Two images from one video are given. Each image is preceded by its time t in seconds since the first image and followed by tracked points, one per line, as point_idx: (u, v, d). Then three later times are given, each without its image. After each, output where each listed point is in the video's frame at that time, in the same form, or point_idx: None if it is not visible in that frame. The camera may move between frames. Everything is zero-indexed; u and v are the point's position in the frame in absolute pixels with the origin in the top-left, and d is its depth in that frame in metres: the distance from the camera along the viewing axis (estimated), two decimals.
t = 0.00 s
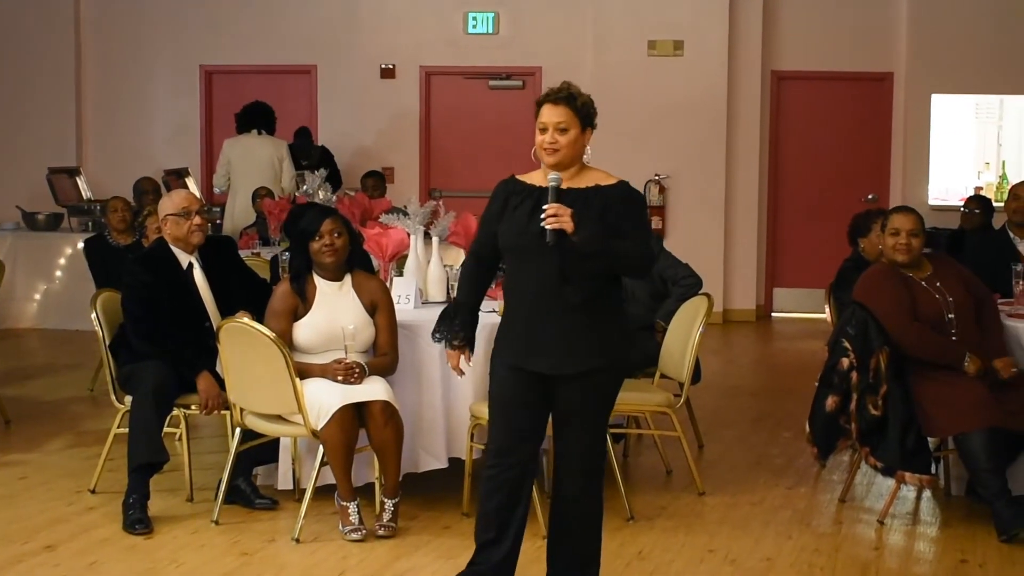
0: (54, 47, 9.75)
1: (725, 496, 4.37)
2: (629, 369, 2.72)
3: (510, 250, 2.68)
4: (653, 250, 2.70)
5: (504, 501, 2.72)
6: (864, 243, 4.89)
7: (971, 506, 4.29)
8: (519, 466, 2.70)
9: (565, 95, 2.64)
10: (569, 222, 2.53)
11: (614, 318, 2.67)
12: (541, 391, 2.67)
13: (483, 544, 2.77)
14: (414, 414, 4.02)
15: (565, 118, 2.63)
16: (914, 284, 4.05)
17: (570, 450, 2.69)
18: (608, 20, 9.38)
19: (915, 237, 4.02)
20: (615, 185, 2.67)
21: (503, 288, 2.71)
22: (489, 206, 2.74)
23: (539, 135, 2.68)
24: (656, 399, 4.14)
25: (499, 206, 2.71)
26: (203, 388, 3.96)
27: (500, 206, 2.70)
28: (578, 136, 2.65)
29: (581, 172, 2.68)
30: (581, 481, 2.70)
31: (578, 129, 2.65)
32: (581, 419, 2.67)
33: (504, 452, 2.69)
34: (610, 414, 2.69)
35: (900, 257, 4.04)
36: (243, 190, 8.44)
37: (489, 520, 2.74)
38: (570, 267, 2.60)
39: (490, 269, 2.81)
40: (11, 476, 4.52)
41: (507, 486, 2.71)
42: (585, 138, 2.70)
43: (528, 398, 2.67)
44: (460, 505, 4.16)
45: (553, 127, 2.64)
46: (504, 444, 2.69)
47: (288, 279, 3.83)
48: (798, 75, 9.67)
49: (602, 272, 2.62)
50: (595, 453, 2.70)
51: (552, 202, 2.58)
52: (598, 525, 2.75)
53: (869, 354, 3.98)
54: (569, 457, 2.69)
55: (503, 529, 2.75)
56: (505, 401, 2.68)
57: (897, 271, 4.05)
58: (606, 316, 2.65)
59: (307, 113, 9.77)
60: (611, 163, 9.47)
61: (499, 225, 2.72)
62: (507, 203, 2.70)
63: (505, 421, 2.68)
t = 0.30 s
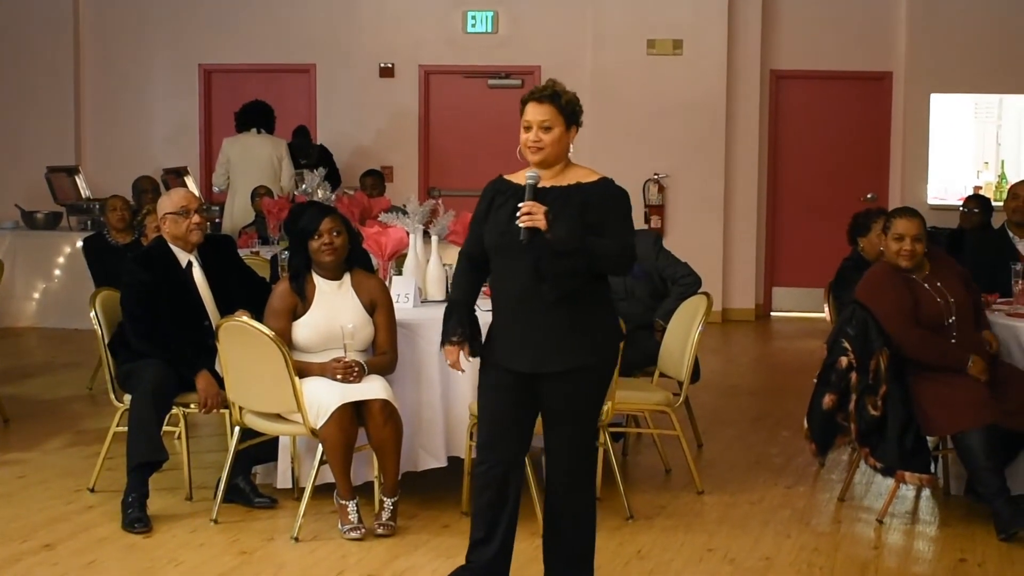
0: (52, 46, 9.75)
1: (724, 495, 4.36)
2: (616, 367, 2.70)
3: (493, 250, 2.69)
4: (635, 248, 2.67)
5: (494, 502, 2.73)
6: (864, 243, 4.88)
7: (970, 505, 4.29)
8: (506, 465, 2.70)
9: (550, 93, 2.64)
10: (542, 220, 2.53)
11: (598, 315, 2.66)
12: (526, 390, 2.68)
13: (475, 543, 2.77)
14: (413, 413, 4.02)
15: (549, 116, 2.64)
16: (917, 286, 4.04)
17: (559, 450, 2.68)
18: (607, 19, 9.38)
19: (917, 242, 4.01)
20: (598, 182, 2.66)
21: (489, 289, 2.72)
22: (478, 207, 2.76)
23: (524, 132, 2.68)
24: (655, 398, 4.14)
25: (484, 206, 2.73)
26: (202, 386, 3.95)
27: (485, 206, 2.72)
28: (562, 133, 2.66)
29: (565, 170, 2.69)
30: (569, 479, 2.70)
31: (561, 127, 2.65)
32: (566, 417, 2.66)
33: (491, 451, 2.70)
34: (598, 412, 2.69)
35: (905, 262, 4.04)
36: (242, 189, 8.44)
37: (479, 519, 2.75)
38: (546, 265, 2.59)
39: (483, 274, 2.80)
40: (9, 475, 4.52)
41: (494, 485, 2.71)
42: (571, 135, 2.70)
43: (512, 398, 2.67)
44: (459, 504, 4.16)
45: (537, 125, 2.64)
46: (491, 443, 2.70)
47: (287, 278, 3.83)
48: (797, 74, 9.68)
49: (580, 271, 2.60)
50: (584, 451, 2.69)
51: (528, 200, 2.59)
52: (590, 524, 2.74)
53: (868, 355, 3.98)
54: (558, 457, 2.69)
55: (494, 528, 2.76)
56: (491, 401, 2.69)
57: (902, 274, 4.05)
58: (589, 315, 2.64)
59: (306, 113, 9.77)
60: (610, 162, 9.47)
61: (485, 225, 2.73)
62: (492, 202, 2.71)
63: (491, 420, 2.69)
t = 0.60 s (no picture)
0: (53, 44, 9.74)
1: (723, 495, 4.36)
2: (605, 364, 2.70)
3: (478, 248, 2.70)
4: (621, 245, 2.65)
5: (487, 500, 2.73)
6: (864, 243, 4.87)
7: (970, 505, 4.29)
8: (499, 464, 2.70)
9: (535, 91, 2.65)
10: (524, 215, 2.53)
11: (584, 312, 2.66)
12: (517, 388, 2.68)
13: (470, 543, 2.77)
14: (413, 413, 4.02)
15: (534, 113, 2.64)
16: (922, 290, 4.04)
17: (550, 448, 2.68)
18: (607, 19, 9.38)
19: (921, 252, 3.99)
20: (581, 179, 2.66)
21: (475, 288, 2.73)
22: (464, 207, 2.78)
23: (510, 131, 2.69)
24: (654, 398, 4.14)
25: (471, 206, 2.75)
26: (202, 385, 3.95)
27: (472, 206, 2.74)
28: (548, 131, 2.66)
29: (550, 168, 2.69)
30: (563, 478, 2.69)
31: (546, 124, 2.66)
32: (555, 415, 2.66)
33: (483, 448, 2.70)
34: (588, 409, 2.68)
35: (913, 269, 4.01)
36: (242, 188, 8.44)
37: (474, 519, 2.75)
38: (529, 261, 2.60)
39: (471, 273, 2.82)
40: (8, 473, 4.52)
41: (488, 484, 2.71)
42: (556, 134, 2.71)
43: (501, 397, 2.68)
44: (459, 504, 4.16)
45: (522, 123, 2.65)
46: (483, 441, 2.70)
47: (287, 277, 3.83)
48: (797, 75, 9.68)
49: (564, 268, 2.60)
50: (576, 450, 2.69)
51: (511, 196, 2.59)
52: (586, 523, 2.73)
53: (868, 355, 3.98)
54: (549, 455, 2.68)
55: (489, 527, 2.75)
56: (481, 400, 2.70)
57: (908, 279, 4.02)
58: (574, 312, 2.64)
59: (306, 112, 9.77)
60: (610, 161, 9.47)
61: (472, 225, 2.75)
62: (478, 202, 2.73)
63: (483, 418, 2.69)
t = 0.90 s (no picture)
0: (53, 42, 9.74)
1: (723, 495, 4.37)
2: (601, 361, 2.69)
3: (472, 246, 2.69)
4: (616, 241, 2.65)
5: (486, 500, 2.73)
6: (865, 243, 4.87)
7: (970, 505, 4.30)
8: (496, 464, 2.71)
9: (526, 89, 2.65)
10: (521, 212, 2.52)
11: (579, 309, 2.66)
12: (513, 386, 2.68)
13: (469, 543, 2.77)
14: (413, 412, 4.02)
15: (526, 111, 2.64)
16: (923, 293, 4.03)
17: (548, 446, 2.68)
18: (608, 18, 9.38)
19: (921, 256, 3.98)
20: (574, 175, 2.66)
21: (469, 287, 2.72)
22: (455, 206, 2.78)
23: (501, 128, 2.69)
24: (654, 398, 4.14)
25: (462, 204, 2.75)
26: (203, 384, 3.95)
27: (463, 204, 2.74)
28: (539, 128, 2.66)
29: (542, 166, 2.69)
30: (561, 477, 2.69)
31: (538, 122, 2.66)
32: (552, 412, 2.66)
33: (480, 448, 2.70)
34: (585, 406, 2.68)
35: (916, 272, 4.00)
36: (243, 187, 8.43)
37: (471, 518, 2.75)
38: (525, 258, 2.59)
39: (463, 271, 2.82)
40: (8, 472, 4.52)
41: (486, 483, 2.72)
42: (547, 131, 2.71)
43: (497, 395, 2.67)
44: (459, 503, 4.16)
45: (514, 121, 2.65)
46: (480, 441, 2.70)
47: (287, 276, 3.83)
48: (797, 75, 9.68)
49: (559, 264, 2.60)
50: (574, 448, 2.68)
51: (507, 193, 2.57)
52: (586, 520, 2.73)
53: (868, 356, 3.98)
54: (547, 453, 2.68)
55: (487, 526, 2.75)
56: (476, 399, 2.70)
57: (910, 282, 4.00)
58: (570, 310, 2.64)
59: (306, 111, 9.77)
60: (610, 161, 9.48)
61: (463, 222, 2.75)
62: (469, 200, 2.73)
63: (480, 418, 2.69)
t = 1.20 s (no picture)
0: (54, 41, 9.75)
1: (724, 495, 4.36)
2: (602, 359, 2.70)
3: (476, 245, 2.65)
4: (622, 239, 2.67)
5: (487, 499, 2.73)
6: (866, 243, 4.86)
7: (970, 505, 4.30)
8: (496, 463, 2.71)
9: (534, 88, 2.64)
10: (533, 210, 2.53)
11: (583, 308, 2.66)
12: (514, 385, 2.66)
13: (469, 543, 2.77)
14: (414, 411, 4.02)
15: (533, 111, 2.63)
16: (926, 293, 4.03)
17: (549, 445, 2.67)
18: (608, 18, 9.39)
19: (927, 259, 3.97)
20: (580, 175, 2.67)
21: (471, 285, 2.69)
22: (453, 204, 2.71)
23: (506, 127, 2.67)
24: (655, 397, 4.14)
25: (464, 202, 2.69)
26: (203, 382, 3.96)
27: (465, 202, 2.68)
28: (545, 129, 2.65)
29: (546, 166, 2.68)
30: (560, 476, 2.69)
31: (545, 122, 2.65)
32: (555, 411, 2.65)
33: (481, 447, 2.70)
34: (587, 405, 2.68)
35: (916, 272, 4.00)
36: (244, 186, 8.44)
37: (471, 518, 2.75)
38: (534, 256, 2.59)
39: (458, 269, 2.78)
40: (9, 470, 4.52)
41: (486, 482, 2.72)
42: (551, 131, 2.70)
43: (498, 393, 2.66)
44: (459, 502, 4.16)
45: (522, 120, 2.63)
46: (480, 440, 2.69)
47: (288, 275, 3.83)
48: (798, 74, 9.68)
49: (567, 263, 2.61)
50: (575, 447, 2.68)
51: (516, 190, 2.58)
52: (586, 521, 2.73)
53: (868, 356, 3.98)
54: (548, 452, 2.68)
55: (487, 525, 2.75)
56: (477, 398, 2.68)
57: (914, 282, 4.00)
58: (574, 308, 2.64)
59: (307, 110, 9.77)
60: (610, 161, 9.48)
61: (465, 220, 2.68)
62: (472, 198, 2.68)
63: (480, 417, 2.68)
